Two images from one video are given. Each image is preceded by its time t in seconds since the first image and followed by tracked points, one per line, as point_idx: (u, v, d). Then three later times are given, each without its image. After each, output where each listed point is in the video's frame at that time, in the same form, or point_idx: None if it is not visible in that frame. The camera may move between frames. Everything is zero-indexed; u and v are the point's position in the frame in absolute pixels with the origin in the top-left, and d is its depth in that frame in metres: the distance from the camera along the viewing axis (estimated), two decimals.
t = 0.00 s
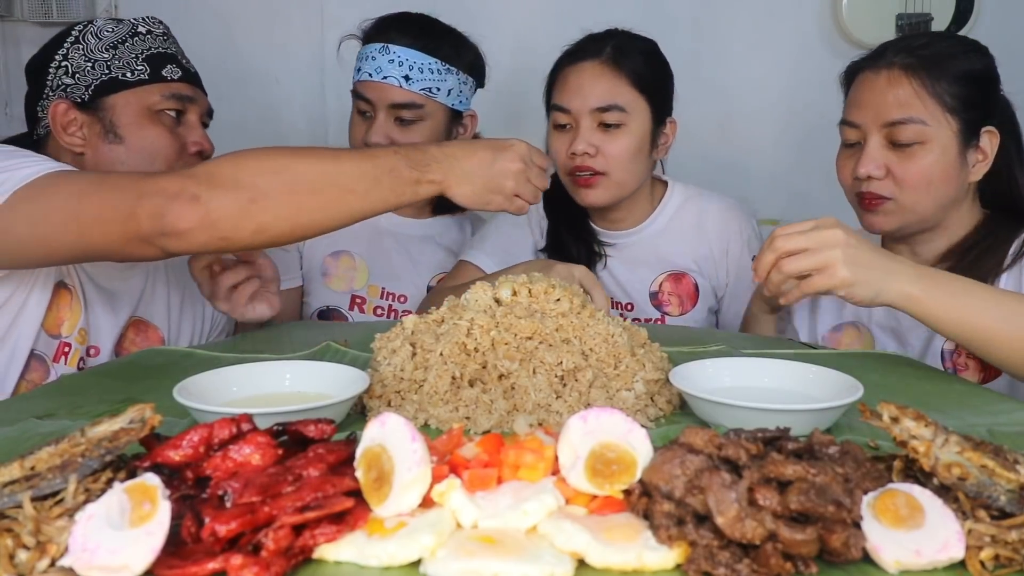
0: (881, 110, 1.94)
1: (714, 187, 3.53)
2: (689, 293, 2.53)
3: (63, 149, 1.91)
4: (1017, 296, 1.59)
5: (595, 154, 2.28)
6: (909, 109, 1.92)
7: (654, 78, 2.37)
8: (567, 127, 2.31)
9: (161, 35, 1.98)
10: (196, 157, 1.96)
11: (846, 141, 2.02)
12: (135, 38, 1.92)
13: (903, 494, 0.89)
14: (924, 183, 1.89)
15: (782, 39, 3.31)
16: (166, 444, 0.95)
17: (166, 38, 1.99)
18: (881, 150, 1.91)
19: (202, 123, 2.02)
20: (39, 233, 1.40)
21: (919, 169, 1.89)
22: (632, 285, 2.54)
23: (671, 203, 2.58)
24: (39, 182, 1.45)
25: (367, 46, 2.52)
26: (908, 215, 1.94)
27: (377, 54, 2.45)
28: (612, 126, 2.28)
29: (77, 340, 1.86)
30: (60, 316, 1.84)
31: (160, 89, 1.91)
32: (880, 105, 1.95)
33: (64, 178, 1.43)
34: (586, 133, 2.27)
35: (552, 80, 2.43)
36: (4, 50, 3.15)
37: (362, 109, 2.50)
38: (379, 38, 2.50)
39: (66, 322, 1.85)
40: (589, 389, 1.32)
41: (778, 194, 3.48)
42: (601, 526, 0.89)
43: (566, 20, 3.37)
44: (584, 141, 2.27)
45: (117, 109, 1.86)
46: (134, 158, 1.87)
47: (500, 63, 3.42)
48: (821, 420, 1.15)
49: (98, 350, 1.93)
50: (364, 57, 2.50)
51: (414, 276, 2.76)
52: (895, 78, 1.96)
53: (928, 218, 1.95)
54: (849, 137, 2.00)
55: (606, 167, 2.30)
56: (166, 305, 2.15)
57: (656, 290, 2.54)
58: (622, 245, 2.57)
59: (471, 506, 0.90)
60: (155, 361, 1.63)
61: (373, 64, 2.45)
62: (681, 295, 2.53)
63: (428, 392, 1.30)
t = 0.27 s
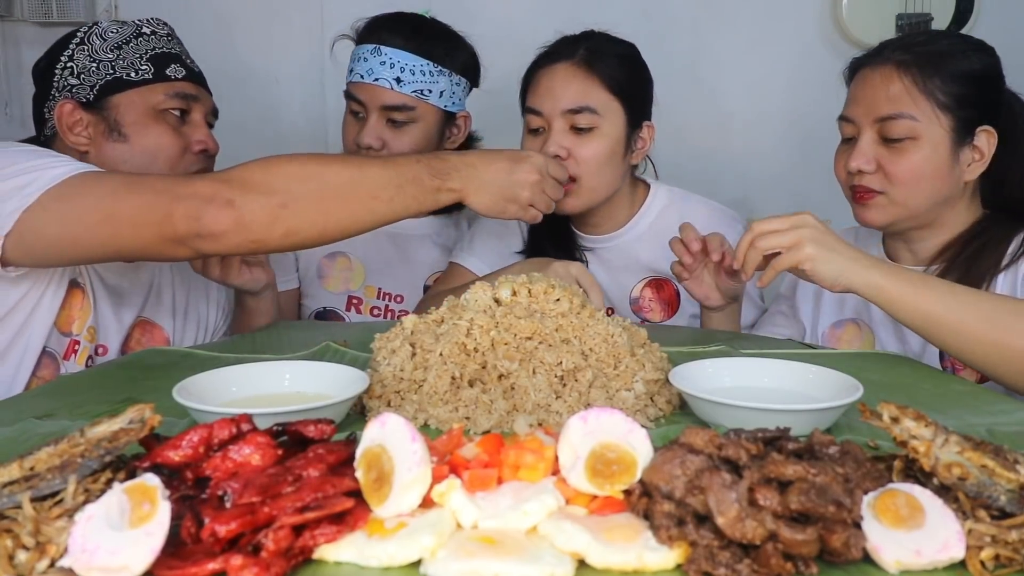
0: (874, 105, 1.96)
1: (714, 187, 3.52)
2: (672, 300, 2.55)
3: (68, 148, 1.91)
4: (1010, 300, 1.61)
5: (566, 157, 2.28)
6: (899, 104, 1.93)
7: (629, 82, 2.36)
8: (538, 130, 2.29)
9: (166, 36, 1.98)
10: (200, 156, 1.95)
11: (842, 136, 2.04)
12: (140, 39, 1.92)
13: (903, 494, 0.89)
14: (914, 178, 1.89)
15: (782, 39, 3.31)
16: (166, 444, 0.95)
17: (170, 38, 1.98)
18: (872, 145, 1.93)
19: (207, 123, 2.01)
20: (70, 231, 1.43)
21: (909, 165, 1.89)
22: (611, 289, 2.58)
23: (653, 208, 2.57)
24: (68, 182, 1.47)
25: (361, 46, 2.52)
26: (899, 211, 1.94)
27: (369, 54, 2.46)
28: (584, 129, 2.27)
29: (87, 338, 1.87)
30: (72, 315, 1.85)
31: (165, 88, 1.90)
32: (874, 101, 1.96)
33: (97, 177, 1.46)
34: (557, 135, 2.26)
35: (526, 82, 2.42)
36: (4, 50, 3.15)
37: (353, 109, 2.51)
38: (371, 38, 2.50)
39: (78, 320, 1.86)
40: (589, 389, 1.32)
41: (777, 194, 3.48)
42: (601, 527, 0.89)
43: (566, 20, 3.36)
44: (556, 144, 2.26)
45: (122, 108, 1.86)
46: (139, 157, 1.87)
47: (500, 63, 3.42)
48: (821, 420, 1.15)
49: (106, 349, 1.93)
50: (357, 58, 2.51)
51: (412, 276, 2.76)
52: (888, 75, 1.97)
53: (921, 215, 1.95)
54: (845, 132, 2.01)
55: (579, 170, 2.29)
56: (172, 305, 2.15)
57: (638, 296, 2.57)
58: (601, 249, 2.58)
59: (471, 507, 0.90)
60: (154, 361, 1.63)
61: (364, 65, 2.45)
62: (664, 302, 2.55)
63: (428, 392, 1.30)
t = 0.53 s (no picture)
0: (864, 106, 1.95)
1: (714, 187, 3.52)
2: (671, 303, 2.54)
3: (68, 149, 1.91)
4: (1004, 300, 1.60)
5: (563, 158, 2.27)
6: (887, 107, 1.93)
7: (626, 83, 2.36)
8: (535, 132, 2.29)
9: (169, 37, 1.97)
10: (200, 158, 1.96)
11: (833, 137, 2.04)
12: (143, 41, 1.91)
13: (903, 494, 0.89)
14: (900, 180, 1.90)
15: (782, 39, 3.31)
16: (165, 444, 0.95)
17: (173, 40, 1.98)
18: (859, 147, 1.93)
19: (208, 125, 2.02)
20: (79, 233, 1.43)
21: (895, 168, 1.89)
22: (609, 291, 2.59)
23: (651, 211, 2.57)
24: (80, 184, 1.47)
25: (356, 46, 2.52)
26: (885, 214, 1.94)
27: (364, 55, 2.45)
28: (581, 129, 2.26)
29: (91, 338, 1.87)
30: (75, 315, 1.85)
31: (166, 91, 1.90)
32: (863, 102, 1.96)
33: (106, 179, 1.46)
34: (554, 136, 2.25)
35: (523, 83, 2.43)
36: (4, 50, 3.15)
37: (350, 110, 2.51)
38: (366, 38, 2.50)
39: (81, 320, 1.86)
40: (589, 389, 1.32)
41: (777, 194, 3.48)
42: (601, 527, 0.89)
43: (566, 21, 3.36)
44: (552, 145, 2.25)
45: (125, 111, 1.86)
46: (140, 160, 1.88)
47: (501, 63, 3.42)
48: (820, 420, 1.15)
49: (109, 348, 1.93)
50: (352, 57, 2.51)
51: (411, 275, 2.76)
52: (876, 77, 1.97)
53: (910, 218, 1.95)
54: (835, 132, 2.02)
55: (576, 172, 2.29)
56: (174, 305, 2.14)
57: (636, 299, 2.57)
58: (598, 252, 2.59)
59: (471, 507, 0.90)
60: (153, 361, 1.63)
61: (359, 66, 2.45)
62: (662, 305, 2.55)
63: (428, 392, 1.30)
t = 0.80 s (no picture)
0: (855, 109, 1.96)
1: (714, 187, 3.52)
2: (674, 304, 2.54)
3: (61, 147, 1.93)
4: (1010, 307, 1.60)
5: (567, 161, 2.27)
6: (877, 110, 1.93)
7: (631, 87, 2.36)
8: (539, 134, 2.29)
9: (165, 35, 1.95)
10: (191, 157, 1.94)
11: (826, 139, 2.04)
12: (137, 38, 1.90)
13: (903, 494, 0.89)
14: (891, 184, 1.89)
15: (782, 39, 3.31)
16: (166, 444, 0.95)
17: (169, 37, 1.96)
18: (850, 150, 1.93)
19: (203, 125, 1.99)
20: (85, 231, 1.43)
21: (885, 171, 1.89)
22: (613, 291, 2.59)
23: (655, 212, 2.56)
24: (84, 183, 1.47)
25: (354, 48, 2.52)
26: (877, 214, 1.94)
27: (363, 56, 2.45)
28: (585, 132, 2.27)
29: (93, 336, 1.87)
30: (78, 313, 1.86)
31: (156, 89, 1.89)
32: (854, 105, 1.96)
33: (110, 177, 1.46)
34: (558, 139, 2.26)
35: (527, 85, 2.43)
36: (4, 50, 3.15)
37: (349, 111, 2.51)
38: (365, 39, 2.51)
39: (84, 318, 1.86)
40: (589, 389, 1.32)
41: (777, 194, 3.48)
42: (601, 527, 0.89)
43: (566, 21, 3.37)
44: (556, 148, 2.26)
45: (114, 109, 1.86)
46: (128, 157, 1.87)
47: (501, 63, 3.42)
48: (821, 420, 1.15)
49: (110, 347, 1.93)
50: (351, 59, 2.51)
51: (411, 275, 2.76)
52: (867, 80, 1.97)
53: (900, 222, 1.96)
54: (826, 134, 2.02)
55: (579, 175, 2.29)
56: (174, 305, 2.14)
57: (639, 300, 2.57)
58: (602, 253, 2.59)
59: (471, 507, 0.90)
60: (153, 361, 1.63)
61: (359, 68, 2.45)
62: (665, 306, 2.54)
63: (428, 392, 1.30)
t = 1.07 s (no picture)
0: (846, 116, 1.96)
1: (715, 187, 3.52)
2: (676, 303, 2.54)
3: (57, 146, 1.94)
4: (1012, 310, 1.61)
5: (574, 162, 2.27)
6: (867, 119, 1.93)
7: (637, 88, 2.37)
8: (546, 134, 2.29)
9: (169, 41, 1.95)
10: (185, 167, 1.93)
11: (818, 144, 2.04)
12: (140, 43, 1.90)
13: (904, 494, 0.89)
14: (883, 192, 1.90)
15: (782, 39, 3.31)
16: (166, 444, 0.95)
17: (174, 43, 1.95)
18: (842, 157, 1.94)
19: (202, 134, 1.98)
20: (87, 231, 1.43)
21: (876, 180, 1.90)
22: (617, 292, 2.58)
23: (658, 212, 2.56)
24: (83, 185, 1.46)
25: (354, 50, 2.52)
26: (868, 223, 1.95)
27: (364, 59, 2.45)
28: (592, 134, 2.27)
29: (94, 336, 1.87)
30: (77, 314, 1.85)
31: (154, 97, 1.88)
32: (846, 112, 1.96)
33: (110, 177, 1.46)
34: (565, 140, 2.25)
35: (532, 85, 2.43)
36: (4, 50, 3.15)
37: (349, 113, 2.51)
38: (365, 41, 2.51)
39: (84, 319, 1.86)
40: (589, 389, 1.32)
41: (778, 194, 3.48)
42: (600, 527, 0.89)
43: (566, 20, 3.37)
44: (564, 149, 2.25)
45: (111, 114, 1.86)
46: (120, 163, 1.86)
47: (502, 63, 3.42)
48: (821, 420, 1.15)
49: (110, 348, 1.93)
50: (351, 61, 2.51)
51: (411, 275, 2.76)
52: (858, 86, 1.96)
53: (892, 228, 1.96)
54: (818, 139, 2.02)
55: (586, 177, 2.29)
56: (174, 305, 2.14)
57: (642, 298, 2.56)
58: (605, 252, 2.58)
59: (471, 507, 0.90)
60: (153, 361, 1.63)
61: (359, 70, 2.45)
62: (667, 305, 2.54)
63: (428, 392, 1.30)
